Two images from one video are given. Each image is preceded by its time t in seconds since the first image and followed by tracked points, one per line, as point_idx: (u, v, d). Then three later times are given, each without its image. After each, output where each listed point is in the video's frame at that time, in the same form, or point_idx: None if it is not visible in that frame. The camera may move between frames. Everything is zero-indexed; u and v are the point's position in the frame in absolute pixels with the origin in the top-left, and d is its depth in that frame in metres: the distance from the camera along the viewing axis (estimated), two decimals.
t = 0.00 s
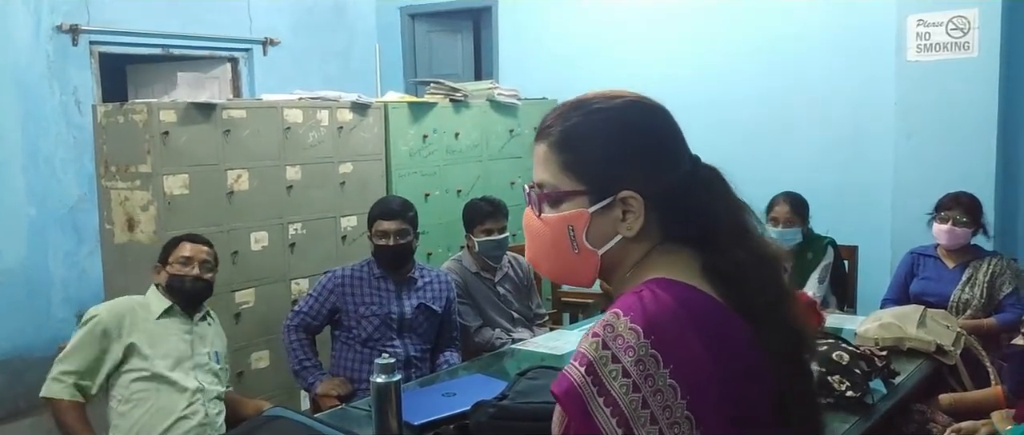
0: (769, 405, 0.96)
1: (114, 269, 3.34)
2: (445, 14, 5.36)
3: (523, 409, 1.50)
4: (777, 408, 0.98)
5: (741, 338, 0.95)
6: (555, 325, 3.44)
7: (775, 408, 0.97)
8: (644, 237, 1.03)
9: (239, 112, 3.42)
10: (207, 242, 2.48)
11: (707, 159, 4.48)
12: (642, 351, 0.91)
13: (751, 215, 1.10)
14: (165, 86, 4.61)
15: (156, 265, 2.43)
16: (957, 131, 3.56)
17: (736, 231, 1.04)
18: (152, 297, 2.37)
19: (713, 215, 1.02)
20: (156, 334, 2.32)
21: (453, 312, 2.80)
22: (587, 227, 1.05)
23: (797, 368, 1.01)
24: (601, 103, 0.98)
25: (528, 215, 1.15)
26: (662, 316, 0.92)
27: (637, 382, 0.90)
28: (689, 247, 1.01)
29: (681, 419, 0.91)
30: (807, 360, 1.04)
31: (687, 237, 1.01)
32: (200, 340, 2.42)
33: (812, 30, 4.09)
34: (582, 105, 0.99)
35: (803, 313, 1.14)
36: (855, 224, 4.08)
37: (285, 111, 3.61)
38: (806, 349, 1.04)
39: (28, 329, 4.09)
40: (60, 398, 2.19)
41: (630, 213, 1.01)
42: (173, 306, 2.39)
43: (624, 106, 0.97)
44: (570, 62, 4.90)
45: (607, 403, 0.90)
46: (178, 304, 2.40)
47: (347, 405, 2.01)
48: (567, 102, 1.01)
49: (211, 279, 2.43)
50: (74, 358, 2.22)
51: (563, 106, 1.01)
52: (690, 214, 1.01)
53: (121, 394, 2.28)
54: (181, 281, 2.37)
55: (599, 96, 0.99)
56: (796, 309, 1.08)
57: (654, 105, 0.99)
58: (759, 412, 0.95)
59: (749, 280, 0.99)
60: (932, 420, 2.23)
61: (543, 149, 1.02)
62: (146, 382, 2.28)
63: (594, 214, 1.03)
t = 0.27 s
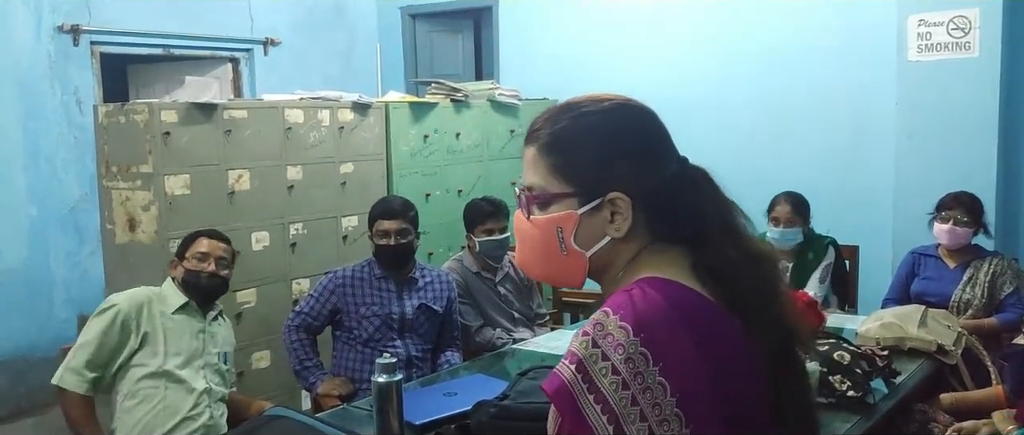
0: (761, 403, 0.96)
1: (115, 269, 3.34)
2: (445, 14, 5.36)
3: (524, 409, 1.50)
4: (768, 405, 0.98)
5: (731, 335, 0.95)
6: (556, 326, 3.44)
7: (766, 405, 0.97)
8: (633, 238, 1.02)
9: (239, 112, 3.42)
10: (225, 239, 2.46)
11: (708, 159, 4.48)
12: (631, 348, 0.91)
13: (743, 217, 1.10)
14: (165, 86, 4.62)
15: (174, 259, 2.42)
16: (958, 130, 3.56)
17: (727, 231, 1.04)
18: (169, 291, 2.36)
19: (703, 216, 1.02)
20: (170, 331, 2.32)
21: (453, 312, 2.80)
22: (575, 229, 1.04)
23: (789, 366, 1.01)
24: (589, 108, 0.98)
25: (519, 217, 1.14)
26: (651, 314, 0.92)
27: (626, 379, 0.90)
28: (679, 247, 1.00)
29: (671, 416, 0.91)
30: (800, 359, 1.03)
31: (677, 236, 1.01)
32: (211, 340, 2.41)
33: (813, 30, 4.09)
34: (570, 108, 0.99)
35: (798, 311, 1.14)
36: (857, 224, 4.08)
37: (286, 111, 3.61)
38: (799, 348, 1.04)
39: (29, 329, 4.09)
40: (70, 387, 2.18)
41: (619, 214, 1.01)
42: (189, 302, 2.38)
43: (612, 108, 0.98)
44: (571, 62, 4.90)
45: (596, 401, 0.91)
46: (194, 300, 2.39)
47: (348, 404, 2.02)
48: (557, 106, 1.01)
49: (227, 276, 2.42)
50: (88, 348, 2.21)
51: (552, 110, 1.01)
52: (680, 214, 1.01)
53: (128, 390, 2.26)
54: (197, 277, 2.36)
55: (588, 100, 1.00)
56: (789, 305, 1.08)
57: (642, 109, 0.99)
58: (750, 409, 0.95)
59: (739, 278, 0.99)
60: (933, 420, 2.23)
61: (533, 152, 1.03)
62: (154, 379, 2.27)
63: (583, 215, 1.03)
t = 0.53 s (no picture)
0: (752, 400, 0.96)
1: (115, 269, 3.35)
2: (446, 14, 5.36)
3: (524, 408, 1.50)
4: (760, 402, 0.97)
5: (717, 334, 0.94)
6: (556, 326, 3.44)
7: (757, 402, 0.96)
8: (618, 237, 1.03)
9: (240, 113, 3.42)
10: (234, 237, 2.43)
11: (708, 160, 4.48)
12: (615, 346, 0.91)
13: (730, 219, 1.09)
14: (166, 86, 4.63)
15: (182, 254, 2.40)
16: (957, 131, 3.56)
17: (714, 231, 1.04)
18: (177, 288, 2.35)
19: (688, 216, 1.02)
20: (175, 331, 2.30)
21: (454, 312, 2.80)
22: (560, 229, 1.05)
23: (781, 362, 1.00)
24: (574, 110, 0.99)
25: (503, 218, 1.15)
26: (635, 312, 0.92)
27: (610, 377, 0.91)
28: (664, 245, 1.00)
29: (655, 413, 0.91)
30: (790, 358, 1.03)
31: (663, 236, 1.01)
32: (215, 341, 2.40)
33: (812, 31, 4.09)
34: (556, 110, 1.00)
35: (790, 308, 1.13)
36: (857, 225, 4.08)
37: (286, 112, 3.61)
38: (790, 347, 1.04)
39: (29, 329, 4.09)
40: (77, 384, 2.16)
41: (603, 214, 1.02)
42: (195, 300, 2.36)
43: (597, 111, 0.99)
44: (571, 63, 4.90)
45: (580, 399, 0.91)
46: (199, 298, 2.37)
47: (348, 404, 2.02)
48: (542, 107, 1.02)
49: (234, 275, 2.39)
50: (95, 345, 2.20)
51: (538, 112, 1.02)
52: (665, 214, 1.01)
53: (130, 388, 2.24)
54: (203, 276, 2.34)
55: (573, 102, 1.00)
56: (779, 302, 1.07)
57: (627, 111, 1.00)
58: (740, 407, 0.95)
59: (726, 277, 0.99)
60: (933, 420, 2.23)
61: (520, 152, 1.03)
62: (157, 379, 2.25)
63: (568, 215, 1.03)
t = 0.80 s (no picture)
0: (736, 398, 0.97)
1: (114, 268, 3.34)
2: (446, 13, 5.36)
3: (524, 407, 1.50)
4: (743, 401, 0.97)
5: (702, 332, 0.95)
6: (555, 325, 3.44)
7: (741, 401, 0.97)
8: (601, 236, 1.02)
9: (239, 112, 3.42)
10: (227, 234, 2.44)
11: (707, 159, 4.49)
12: (600, 342, 0.91)
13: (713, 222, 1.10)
14: (165, 86, 4.63)
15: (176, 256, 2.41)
16: (956, 130, 3.57)
17: (698, 231, 1.05)
18: (170, 287, 2.34)
19: (671, 216, 1.03)
20: (167, 330, 2.29)
21: (453, 311, 2.80)
22: (543, 224, 1.04)
23: (765, 362, 1.01)
24: (562, 111, 1.01)
25: (487, 214, 1.15)
26: (620, 310, 0.92)
27: (596, 373, 0.91)
28: (648, 245, 1.01)
29: (641, 408, 0.91)
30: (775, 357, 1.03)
31: (647, 235, 1.01)
32: (209, 338, 2.38)
33: (812, 30, 4.09)
34: (543, 111, 1.02)
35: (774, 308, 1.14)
36: (855, 223, 4.08)
37: (286, 111, 3.61)
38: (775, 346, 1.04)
39: (27, 329, 4.09)
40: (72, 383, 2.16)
41: (586, 214, 1.01)
42: (188, 298, 2.35)
43: (583, 112, 1.00)
44: (570, 61, 4.90)
45: (566, 395, 0.91)
46: (190, 296, 2.35)
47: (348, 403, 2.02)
48: (530, 108, 1.04)
49: (227, 273, 2.39)
50: (88, 344, 2.19)
51: (525, 113, 1.04)
52: (649, 214, 1.01)
53: (123, 387, 2.25)
54: (195, 273, 2.34)
55: (562, 104, 1.02)
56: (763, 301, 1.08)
57: (612, 115, 1.01)
58: (724, 406, 0.96)
59: (711, 276, 0.99)
60: (932, 419, 2.23)
61: (506, 151, 1.05)
62: (148, 377, 2.24)
63: (552, 212, 1.03)
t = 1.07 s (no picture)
0: (732, 396, 0.97)
1: (120, 265, 3.35)
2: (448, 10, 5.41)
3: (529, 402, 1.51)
4: (739, 397, 0.98)
5: (698, 327, 0.95)
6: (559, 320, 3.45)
7: (738, 398, 0.98)
8: (597, 232, 1.03)
9: (244, 109, 3.43)
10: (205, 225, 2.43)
11: (711, 154, 4.48)
12: (595, 336, 0.91)
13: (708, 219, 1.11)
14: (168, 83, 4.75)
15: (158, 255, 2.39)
16: (961, 125, 3.56)
17: (692, 228, 1.06)
18: (154, 288, 2.32)
19: (665, 213, 1.04)
20: (154, 330, 2.28)
21: (458, 307, 2.80)
22: (541, 221, 1.04)
23: (761, 358, 1.01)
24: (556, 108, 1.00)
25: (483, 213, 1.14)
26: (616, 304, 0.92)
27: (591, 366, 0.91)
28: (643, 241, 1.02)
29: (637, 401, 0.92)
30: (772, 353, 1.04)
31: (642, 231, 1.02)
32: (200, 335, 2.35)
33: (816, 25, 4.08)
34: (537, 109, 1.01)
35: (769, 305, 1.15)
36: (860, 218, 4.08)
37: (290, 107, 3.61)
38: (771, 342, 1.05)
39: (32, 326, 4.10)
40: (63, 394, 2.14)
41: (583, 209, 1.02)
42: (173, 297, 2.34)
43: (576, 110, 1.00)
44: (574, 57, 4.90)
45: (562, 389, 0.91)
46: (176, 293, 2.35)
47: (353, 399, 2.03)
48: (524, 107, 1.03)
49: (210, 262, 2.37)
50: (75, 352, 2.19)
51: (519, 111, 1.03)
52: (644, 209, 1.02)
53: (117, 392, 2.24)
54: (178, 267, 2.32)
55: (556, 102, 1.02)
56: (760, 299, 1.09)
57: (607, 113, 1.00)
58: (721, 402, 0.96)
59: (706, 272, 1.00)
60: (937, 414, 2.23)
61: (502, 149, 1.04)
62: (139, 380, 2.24)
63: (548, 208, 1.03)
